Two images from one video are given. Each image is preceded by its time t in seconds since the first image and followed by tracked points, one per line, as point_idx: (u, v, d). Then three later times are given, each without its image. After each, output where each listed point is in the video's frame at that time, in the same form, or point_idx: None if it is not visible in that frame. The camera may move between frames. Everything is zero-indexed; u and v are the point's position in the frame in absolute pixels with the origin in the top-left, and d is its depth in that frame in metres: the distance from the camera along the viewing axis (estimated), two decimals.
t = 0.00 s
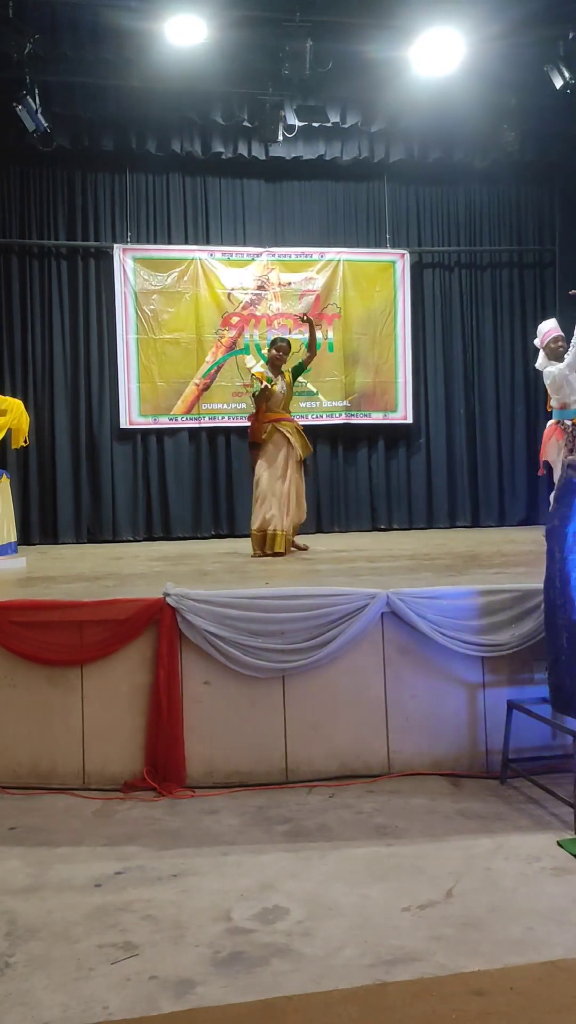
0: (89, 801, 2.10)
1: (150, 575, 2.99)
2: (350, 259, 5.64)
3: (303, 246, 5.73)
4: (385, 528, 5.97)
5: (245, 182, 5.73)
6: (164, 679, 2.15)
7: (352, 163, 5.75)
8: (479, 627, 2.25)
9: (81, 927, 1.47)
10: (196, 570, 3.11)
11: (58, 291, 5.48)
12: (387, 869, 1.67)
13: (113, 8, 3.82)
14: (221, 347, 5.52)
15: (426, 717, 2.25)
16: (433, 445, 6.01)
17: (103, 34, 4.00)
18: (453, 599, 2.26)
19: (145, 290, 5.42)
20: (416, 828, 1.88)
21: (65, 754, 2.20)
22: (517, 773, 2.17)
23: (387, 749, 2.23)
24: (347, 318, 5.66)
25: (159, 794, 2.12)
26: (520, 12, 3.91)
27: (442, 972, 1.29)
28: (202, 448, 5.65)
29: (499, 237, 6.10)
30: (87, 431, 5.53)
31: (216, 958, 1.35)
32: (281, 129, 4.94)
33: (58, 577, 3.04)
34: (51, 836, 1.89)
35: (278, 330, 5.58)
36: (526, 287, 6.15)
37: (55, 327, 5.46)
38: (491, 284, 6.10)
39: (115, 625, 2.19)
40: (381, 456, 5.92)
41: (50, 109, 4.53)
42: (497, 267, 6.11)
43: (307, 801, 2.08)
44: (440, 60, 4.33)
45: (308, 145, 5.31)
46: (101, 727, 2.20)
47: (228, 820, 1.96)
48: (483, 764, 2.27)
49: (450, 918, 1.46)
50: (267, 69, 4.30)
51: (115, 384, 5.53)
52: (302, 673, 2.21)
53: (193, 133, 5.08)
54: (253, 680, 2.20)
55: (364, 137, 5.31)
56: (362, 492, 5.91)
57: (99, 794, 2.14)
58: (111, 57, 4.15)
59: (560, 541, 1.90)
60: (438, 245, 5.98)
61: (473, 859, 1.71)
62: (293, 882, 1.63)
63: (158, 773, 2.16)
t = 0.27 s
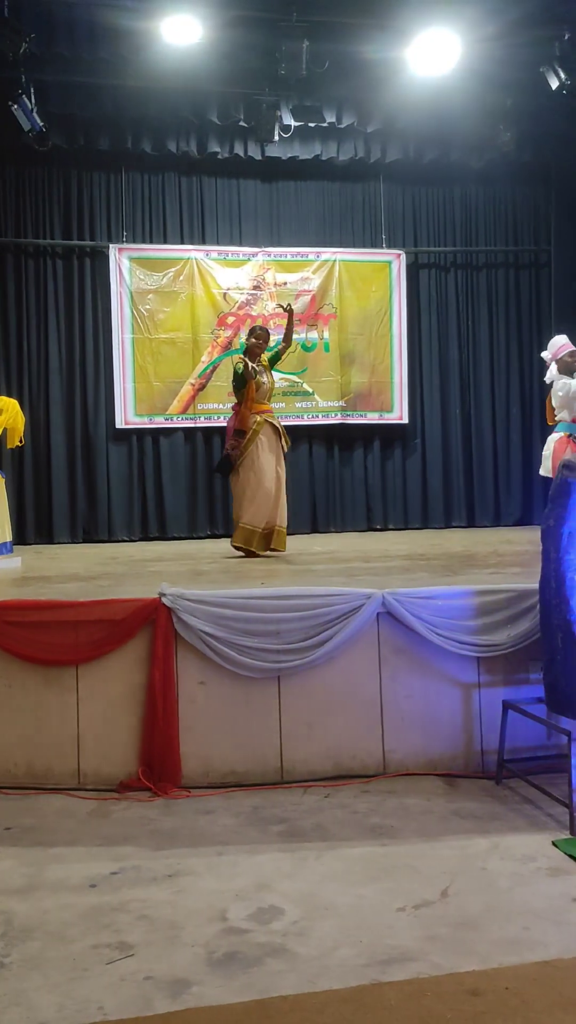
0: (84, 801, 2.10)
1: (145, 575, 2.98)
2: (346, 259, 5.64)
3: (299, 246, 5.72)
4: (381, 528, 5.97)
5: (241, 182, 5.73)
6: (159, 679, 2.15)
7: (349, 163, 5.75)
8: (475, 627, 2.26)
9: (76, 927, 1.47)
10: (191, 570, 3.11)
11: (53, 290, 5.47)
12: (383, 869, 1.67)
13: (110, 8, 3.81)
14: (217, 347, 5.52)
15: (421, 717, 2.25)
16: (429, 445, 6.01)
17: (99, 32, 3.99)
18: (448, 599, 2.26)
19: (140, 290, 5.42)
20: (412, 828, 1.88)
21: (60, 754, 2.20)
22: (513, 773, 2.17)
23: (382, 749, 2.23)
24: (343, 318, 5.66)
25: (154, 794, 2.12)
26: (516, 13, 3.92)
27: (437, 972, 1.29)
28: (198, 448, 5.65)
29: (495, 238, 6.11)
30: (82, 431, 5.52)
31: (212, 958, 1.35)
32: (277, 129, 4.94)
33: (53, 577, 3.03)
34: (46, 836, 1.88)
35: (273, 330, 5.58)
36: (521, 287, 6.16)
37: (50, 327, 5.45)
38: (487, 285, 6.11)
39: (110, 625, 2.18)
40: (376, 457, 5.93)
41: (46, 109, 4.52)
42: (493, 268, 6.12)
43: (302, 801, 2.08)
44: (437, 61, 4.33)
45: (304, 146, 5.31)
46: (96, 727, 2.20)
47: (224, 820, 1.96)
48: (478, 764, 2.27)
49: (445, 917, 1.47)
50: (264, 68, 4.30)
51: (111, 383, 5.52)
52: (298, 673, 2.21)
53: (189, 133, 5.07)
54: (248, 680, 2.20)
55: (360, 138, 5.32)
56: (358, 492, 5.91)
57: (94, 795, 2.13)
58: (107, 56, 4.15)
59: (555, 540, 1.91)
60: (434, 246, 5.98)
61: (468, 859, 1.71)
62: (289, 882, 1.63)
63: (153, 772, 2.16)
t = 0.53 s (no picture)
0: (79, 801, 2.10)
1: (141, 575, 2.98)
2: (341, 259, 5.65)
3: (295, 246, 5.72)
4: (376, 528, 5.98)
5: (237, 182, 5.72)
6: (154, 679, 2.15)
7: (345, 163, 5.75)
8: (470, 627, 2.26)
9: (71, 927, 1.47)
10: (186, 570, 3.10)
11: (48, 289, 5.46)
12: (378, 869, 1.68)
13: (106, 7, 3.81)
14: (212, 347, 5.51)
15: (416, 717, 2.25)
16: (424, 445, 6.02)
17: (95, 31, 3.99)
18: (443, 599, 2.27)
19: (136, 289, 5.41)
20: (406, 827, 1.89)
21: (55, 754, 2.20)
22: (507, 772, 2.18)
23: (377, 748, 2.24)
24: (339, 317, 5.66)
25: (149, 794, 2.12)
26: (512, 14, 3.92)
27: (431, 971, 1.29)
28: (193, 448, 5.64)
29: (491, 238, 6.12)
30: (77, 430, 5.51)
31: (207, 958, 1.35)
32: (273, 129, 4.93)
33: (48, 577, 3.02)
34: (41, 836, 1.88)
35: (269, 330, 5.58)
36: (517, 287, 6.17)
37: (46, 326, 5.44)
38: (483, 285, 6.12)
39: (105, 625, 2.18)
40: (372, 457, 5.93)
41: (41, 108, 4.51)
42: (488, 268, 6.13)
43: (297, 800, 2.08)
44: (433, 61, 4.33)
45: (300, 145, 5.31)
46: (91, 727, 2.20)
47: (219, 820, 1.96)
48: (473, 763, 2.28)
49: (440, 917, 1.47)
50: (260, 68, 4.30)
51: (106, 383, 5.51)
52: (293, 673, 2.21)
53: (185, 132, 5.07)
54: (243, 679, 2.20)
55: (356, 138, 5.32)
56: (353, 492, 5.92)
57: (89, 794, 2.13)
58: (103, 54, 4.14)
59: (550, 541, 1.91)
60: (430, 246, 5.99)
61: (462, 858, 1.72)
62: (284, 882, 1.63)
63: (148, 772, 2.16)
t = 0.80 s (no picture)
0: (73, 800, 2.09)
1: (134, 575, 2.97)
2: (336, 259, 5.65)
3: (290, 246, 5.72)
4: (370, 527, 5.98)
5: (231, 182, 5.72)
6: (148, 679, 2.15)
7: (339, 163, 5.76)
8: (464, 627, 2.26)
9: (64, 927, 1.46)
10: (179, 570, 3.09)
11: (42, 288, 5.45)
12: (371, 868, 1.68)
13: (100, 6, 3.81)
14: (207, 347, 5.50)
15: (409, 716, 2.26)
16: (418, 446, 6.03)
17: (89, 29, 3.98)
18: (437, 598, 2.27)
19: (130, 289, 5.40)
20: (400, 827, 1.89)
21: (49, 753, 2.19)
22: (501, 772, 2.18)
23: (371, 748, 2.24)
24: (334, 317, 5.66)
25: (143, 794, 2.12)
26: (507, 14, 3.93)
27: (425, 970, 1.29)
28: (187, 448, 5.64)
29: (485, 238, 6.13)
30: (71, 429, 5.50)
31: (200, 957, 1.35)
32: (268, 128, 4.94)
33: (42, 576, 3.01)
34: (34, 836, 1.88)
35: (264, 330, 5.58)
36: (510, 287, 6.19)
37: (40, 325, 5.43)
38: (477, 285, 6.13)
39: (99, 625, 2.18)
40: (366, 457, 5.93)
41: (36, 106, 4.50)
42: (482, 268, 6.14)
43: (291, 800, 2.08)
44: (427, 61, 4.34)
45: (295, 144, 5.31)
46: (85, 726, 2.20)
47: (212, 819, 1.96)
48: (467, 762, 2.28)
49: (433, 916, 1.47)
50: (255, 67, 4.30)
51: (100, 382, 5.50)
52: (287, 672, 2.21)
53: (179, 131, 5.07)
54: (237, 679, 2.20)
55: (350, 138, 5.33)
56: (348, 492, 5.92)
57: (82, 794, 2.13)
58: (98, 53, 4.13)
59: (544, 540, 1.92)
60: (424, 246, 5.99)
61: (456, 857, 1.72)
62: (277, 881, 1.63)
63: (142, 772, 2.16)
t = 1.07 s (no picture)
0: (66, 800, 2.09)
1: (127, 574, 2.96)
2: (329, 259, 5.65)
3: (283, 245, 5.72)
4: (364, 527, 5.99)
5: (224, 181, 5.72)
6: (141, 678, 2.15)
7: (333, 162, 5.76)
8: (457, 626, 2.27)
9: (56, 926, 1.46)
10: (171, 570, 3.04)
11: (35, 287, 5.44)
12: (364, 867, 1.68)
13: (94, 5, 3.81)
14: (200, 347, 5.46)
15: (402, 716, 2.26)
16: (411, 445, 6.04)
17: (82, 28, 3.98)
18: (429, 598, 2.27)
19: (124, 288, 5.39)
20: (393, 826, 1.89)
21: (41, 753, 2.19)
22: (494, 771, 2.19)
23: (364, 747, 2.24)
24: (327, 317, 5.66)
25: (136, 794, 2.11)
26: (500, 15, 3.95)
27: (417, 968, 1.29)
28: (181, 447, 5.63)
29: (478, 237, 6.15)
30: (64, 429, 5.49)
31: (193, 957, 1.35)
32: (261, 128, 4.94)
33: (34, 575, 3.01)
34: (26, 836, 1.87)
35: (257, 330, 5.56)
36: (503, 286, 6.20)
37: (33, 324, 5.42)
38: (470, 285, 6.14)
39: (92, 624, 2.18)
40: (359, 456, 5.94)
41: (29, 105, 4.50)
42: (475, 268, 6.15)
43: (284, 799, 2.08)
44: (421, 62, 4.35)
45: (288, 143, 5.31)
46: (77, 726, 2.19)
47: (205, 819, 1.96)
48: (459, 761, 2.29)
49: (426, 915, 1.47)
50: (248, 67, 4.30)
51: (93, 382, 5.49)
52: (280, 672, 2.21)
53: (173, 131, 5.07)
54: (230, 678, 2.20)
55: (344, 138, 5.34)
56: (341, 491, 5.93)
57: (75, 794, 2.12)
58: (91, 52, 4.13)
59: (537, 540, 1.93)
60: (417, 246, 6.00)
61: (448, 856, 1.72)
62: (270, 881, 1.63)
63: (135, 771, 2.16)
